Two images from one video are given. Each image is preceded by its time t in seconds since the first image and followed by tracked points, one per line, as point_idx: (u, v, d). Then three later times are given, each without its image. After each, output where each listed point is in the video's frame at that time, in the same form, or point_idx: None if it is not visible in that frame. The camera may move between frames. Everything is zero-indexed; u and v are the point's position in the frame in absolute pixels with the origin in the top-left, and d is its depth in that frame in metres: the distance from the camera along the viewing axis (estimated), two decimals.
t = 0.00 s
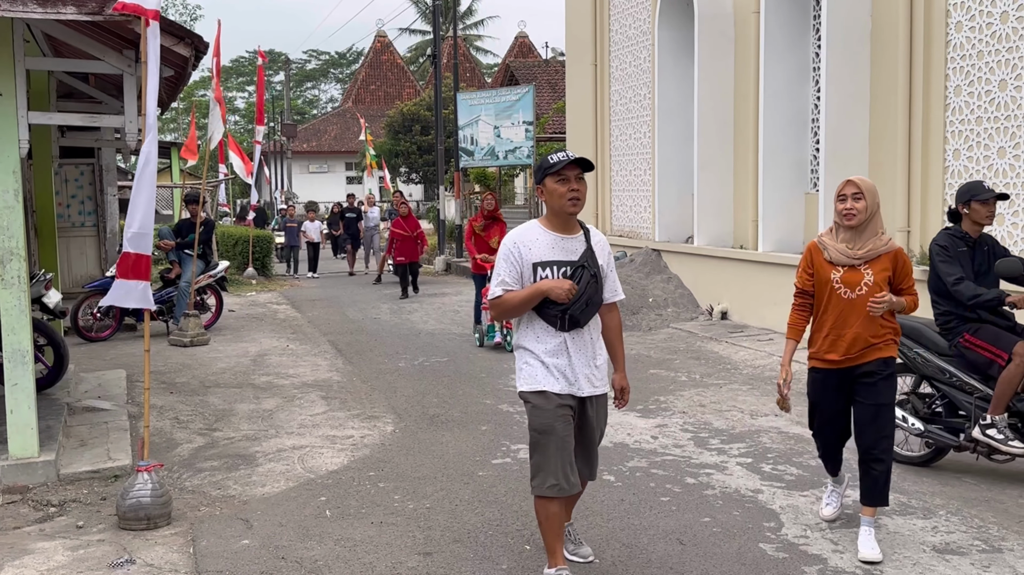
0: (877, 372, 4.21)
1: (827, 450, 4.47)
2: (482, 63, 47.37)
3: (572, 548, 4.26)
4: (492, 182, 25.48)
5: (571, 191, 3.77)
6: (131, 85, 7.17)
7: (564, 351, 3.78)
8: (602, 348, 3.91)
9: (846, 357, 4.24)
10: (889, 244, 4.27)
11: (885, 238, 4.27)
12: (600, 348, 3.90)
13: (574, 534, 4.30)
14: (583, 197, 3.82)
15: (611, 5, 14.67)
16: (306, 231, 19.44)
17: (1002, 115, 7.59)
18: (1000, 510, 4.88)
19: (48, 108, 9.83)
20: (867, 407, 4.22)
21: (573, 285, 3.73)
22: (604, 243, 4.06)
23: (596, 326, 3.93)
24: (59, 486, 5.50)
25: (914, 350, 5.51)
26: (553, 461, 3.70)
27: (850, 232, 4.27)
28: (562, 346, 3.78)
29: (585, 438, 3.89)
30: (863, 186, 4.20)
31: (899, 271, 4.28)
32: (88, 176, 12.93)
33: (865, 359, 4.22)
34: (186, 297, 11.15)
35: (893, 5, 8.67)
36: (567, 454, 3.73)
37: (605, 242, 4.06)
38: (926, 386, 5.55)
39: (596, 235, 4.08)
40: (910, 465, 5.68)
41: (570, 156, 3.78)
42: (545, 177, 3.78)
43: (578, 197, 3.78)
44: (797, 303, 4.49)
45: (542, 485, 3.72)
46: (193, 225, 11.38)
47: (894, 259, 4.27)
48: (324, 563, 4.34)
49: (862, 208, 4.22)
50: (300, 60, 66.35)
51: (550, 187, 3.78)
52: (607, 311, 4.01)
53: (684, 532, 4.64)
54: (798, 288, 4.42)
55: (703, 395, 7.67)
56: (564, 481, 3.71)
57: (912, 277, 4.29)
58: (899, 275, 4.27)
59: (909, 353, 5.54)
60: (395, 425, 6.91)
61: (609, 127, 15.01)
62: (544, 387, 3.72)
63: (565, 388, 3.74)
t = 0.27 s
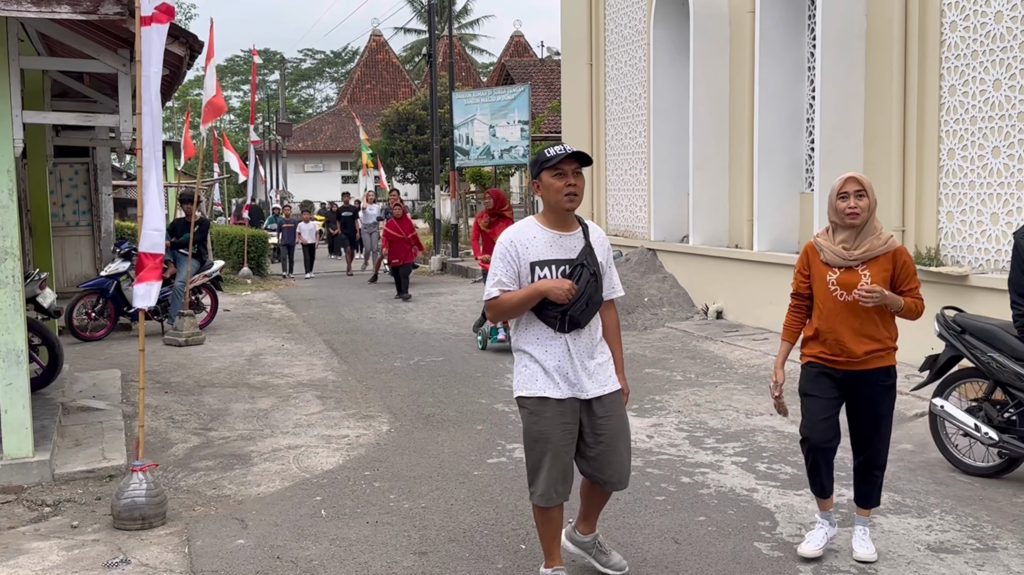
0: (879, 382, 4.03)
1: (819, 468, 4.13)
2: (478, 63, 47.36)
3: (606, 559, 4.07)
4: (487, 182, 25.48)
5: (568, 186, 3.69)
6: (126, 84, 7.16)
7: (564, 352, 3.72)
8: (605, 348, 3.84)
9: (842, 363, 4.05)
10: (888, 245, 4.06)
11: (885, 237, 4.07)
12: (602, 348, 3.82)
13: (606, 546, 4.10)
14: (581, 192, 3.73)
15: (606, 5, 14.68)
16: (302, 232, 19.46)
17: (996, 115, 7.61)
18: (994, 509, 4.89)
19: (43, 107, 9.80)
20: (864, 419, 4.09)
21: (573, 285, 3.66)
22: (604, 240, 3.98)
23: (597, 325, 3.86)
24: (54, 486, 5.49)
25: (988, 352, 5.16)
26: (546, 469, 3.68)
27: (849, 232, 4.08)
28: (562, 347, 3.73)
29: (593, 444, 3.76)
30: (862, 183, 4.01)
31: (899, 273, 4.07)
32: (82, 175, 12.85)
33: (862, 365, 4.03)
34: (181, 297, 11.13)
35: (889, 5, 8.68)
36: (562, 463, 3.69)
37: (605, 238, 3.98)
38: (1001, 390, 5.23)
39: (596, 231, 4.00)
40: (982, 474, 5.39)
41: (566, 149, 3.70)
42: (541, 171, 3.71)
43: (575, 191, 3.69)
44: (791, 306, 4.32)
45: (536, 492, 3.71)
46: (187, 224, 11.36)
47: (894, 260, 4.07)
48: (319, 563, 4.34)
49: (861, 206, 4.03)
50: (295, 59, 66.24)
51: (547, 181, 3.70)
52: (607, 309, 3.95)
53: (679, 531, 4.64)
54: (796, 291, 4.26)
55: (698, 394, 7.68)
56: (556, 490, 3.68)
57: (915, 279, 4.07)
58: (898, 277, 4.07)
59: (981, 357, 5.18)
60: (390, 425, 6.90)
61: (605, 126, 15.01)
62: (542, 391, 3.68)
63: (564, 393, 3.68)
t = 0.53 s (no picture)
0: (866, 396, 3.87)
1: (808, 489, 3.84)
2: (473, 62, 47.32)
3: None
4: (483, 181, 25.46)
5: (575, 184, 3.70)
6: (120, 83, 7.15)
7: (569, 352, 3.71)
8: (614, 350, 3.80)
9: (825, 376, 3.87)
10: (872, 252, 3.88)
11: (868, 242, 3.89)
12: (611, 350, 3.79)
13: None
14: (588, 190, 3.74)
15: (601, 5, 14.69)
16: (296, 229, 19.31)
17: (991, 114, 7.62)
18: (988, 507, 4.91)
19: (38, 106, 9.78)
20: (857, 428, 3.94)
21: (576, 282, 3.64)
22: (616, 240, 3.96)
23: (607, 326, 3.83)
24: (49, 485, 5.48)
25: None
26: (549, 472, 3.68)
27: (831, 240, 3.91)
28: (567, 347, 3.71)
29: (597, 449, 3.74)
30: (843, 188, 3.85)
31: (884, 279, 3.89)
32: (77, 175, 12.88)
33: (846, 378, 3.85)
34: (177, 297, 11.11)
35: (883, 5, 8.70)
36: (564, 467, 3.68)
37: (616, 238, 3.96)
38: None
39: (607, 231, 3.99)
40: None
41: (573, 148, 3.71)
42: (549, 169, 3.73)
43: (582, 189, 3.69)
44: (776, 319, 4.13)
45: (541, 493, 3.72)
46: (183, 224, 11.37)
47: (877, 267, 3.89)
48: (315, 562, 4.33)
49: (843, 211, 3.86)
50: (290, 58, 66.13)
51: (554, 180, 3.72)
52: (619, 311, 3.92)
53: (675, 530, 4.65)
54: (779, 303, 4.09)
55: (693, 393, 7.69)
56: (557, 494, 3.69)
57: (900, 286, 3.89)
58: (883, 285, 3.89)
59: None
60: (386, 424, 6.89)
61: (600, 126, 15.02)
62: (546, 392, 3.67)
63: (568, 395, 3.66)
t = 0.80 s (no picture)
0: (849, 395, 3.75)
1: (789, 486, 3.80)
2: (469, 62, 47.28)
3: None
4: (478, 180, 25.46)
5: (583, 182, 3.70)
6: (116, 83, 7.14)
7: (572, 351, 3.71)
8: (619, 352, 3.80)
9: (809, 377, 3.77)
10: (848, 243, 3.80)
11: (842, 234, 3.80)
12: (616, 351, 3.78)
13: None
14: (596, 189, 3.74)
15: (597, 5, 14.70)
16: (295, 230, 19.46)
17: (986, 113, 7.64)
18: (983, 506, 4.92)
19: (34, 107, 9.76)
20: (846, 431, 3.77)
21: (580, 279, 3.64)
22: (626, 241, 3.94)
23: (614, 326, 3.81)
24: (45, 486, 5.47)
25: None
26: (550, 472, 3.69)
27: (804, 235, 3.82)
28: (571, 347, 3.71)
29: (597, 452, 3.76)
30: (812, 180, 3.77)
31: (861, 271, 3.81)
32: (72, 175, 12.85)
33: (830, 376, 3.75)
34: (172, 296, 11.09)
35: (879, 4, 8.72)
36: (566, 469, 3.69)
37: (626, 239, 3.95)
38: None
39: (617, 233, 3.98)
40: None
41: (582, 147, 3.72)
42: (557, 168, 3.73)
43: (590, 187, 3.70)
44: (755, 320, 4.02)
45: (541, 492, 3.73)
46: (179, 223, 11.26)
47: (854, 258, 3.80)
48: (311, 563, 4.33)
49: (815, 203, 3.77)
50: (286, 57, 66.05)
51: (562, 178, 3.72)
52: (629, 314, 3.90)
53: (671, 529, 4.65)
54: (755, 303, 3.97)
55: (689, 393, 7.69)
56: (557, 495, 3.70)
57: (877, 275, 3.81)
58: (860, 275, 3.81)
59: None
60: (382, 424, 6.89)
61: (596, 125, 15.02)
62: (549, 392, 3.66)
63: (571, 396, 3.66)
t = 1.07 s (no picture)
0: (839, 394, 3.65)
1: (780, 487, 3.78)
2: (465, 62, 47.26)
3: None
4: (475, 180, 25.45)
5: (584, 182, 3.69)
6: (112, 83, 7.14)
7: (572, 351, 3.71)
8: (619, 352, 3.79)
9: (802, 380, 3.69)
10: (837, 243, 3.72)
11: (831, 234, 3.73)
12: (615, 352, 3.78)
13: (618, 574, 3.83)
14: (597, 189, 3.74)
15: (593, 4, 14.70)
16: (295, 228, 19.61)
17: (981, 113, 7.66)
18: (979, 505, 4.94)
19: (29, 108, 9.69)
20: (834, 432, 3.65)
21: (580, 279, 3.63)
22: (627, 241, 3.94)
23: (614, 327, 3.81)
24: (41, 486, 5.46)
25: None
26: (547, 471, 3.69)
27: (793, 236, 3.74)
28: (570, 347, 3.71)
29: (593, 452, 3.76)
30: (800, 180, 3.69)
31: (852, 271, 3.74)
32: (68, 175, 12.75)
33: (824, 378, 3.67)
34: (168, 296, 11.07)
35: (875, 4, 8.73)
36: (563, 468, 3.70)
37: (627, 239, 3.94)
38: None
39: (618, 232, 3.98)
40: None
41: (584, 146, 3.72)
42: (558, 167, 3.73)
43: (591, 187, 3.69)
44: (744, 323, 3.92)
45: (538, 491, 3.73)
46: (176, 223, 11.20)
47: (844, 258, 3.73)
48: (308, 562, 4.33)
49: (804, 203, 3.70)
50: (282, 56, 65.98)
51: (563, 178, 3.72)
52: (630, 314, 3.89)
53: (668, 528, 4.65)
54: (744, 307, 3.87)
55: (686, 392, 7.70)
56: (553, 495, 3.70)
57: (867, 275, 3.75)
58: (851, 276, 3.74)
59: None
60: (379, 424, 6.88)
61: (593, 124, 15.02)
62: (547, 392, 3.67)
63: (569, 396, 3.66)
